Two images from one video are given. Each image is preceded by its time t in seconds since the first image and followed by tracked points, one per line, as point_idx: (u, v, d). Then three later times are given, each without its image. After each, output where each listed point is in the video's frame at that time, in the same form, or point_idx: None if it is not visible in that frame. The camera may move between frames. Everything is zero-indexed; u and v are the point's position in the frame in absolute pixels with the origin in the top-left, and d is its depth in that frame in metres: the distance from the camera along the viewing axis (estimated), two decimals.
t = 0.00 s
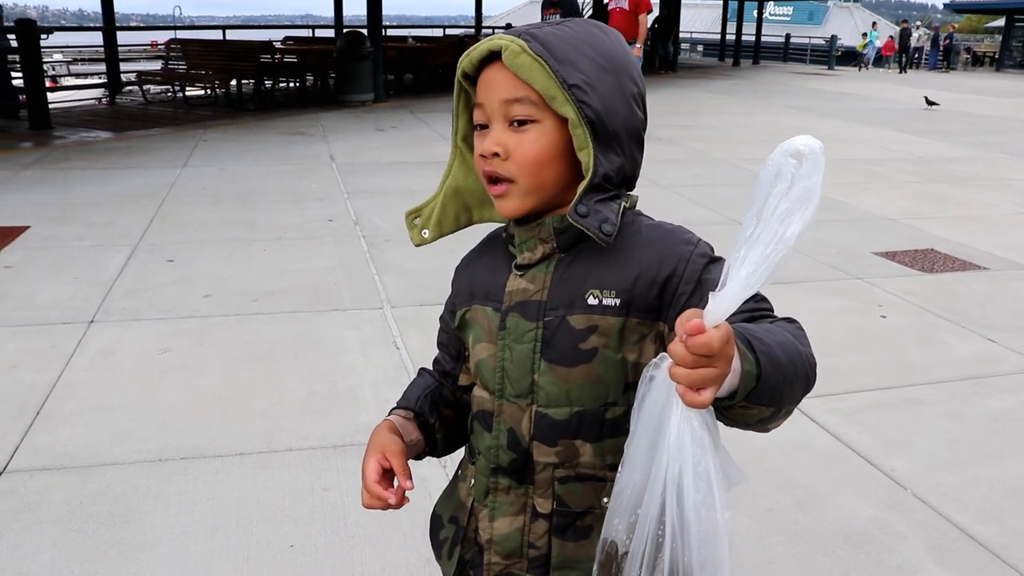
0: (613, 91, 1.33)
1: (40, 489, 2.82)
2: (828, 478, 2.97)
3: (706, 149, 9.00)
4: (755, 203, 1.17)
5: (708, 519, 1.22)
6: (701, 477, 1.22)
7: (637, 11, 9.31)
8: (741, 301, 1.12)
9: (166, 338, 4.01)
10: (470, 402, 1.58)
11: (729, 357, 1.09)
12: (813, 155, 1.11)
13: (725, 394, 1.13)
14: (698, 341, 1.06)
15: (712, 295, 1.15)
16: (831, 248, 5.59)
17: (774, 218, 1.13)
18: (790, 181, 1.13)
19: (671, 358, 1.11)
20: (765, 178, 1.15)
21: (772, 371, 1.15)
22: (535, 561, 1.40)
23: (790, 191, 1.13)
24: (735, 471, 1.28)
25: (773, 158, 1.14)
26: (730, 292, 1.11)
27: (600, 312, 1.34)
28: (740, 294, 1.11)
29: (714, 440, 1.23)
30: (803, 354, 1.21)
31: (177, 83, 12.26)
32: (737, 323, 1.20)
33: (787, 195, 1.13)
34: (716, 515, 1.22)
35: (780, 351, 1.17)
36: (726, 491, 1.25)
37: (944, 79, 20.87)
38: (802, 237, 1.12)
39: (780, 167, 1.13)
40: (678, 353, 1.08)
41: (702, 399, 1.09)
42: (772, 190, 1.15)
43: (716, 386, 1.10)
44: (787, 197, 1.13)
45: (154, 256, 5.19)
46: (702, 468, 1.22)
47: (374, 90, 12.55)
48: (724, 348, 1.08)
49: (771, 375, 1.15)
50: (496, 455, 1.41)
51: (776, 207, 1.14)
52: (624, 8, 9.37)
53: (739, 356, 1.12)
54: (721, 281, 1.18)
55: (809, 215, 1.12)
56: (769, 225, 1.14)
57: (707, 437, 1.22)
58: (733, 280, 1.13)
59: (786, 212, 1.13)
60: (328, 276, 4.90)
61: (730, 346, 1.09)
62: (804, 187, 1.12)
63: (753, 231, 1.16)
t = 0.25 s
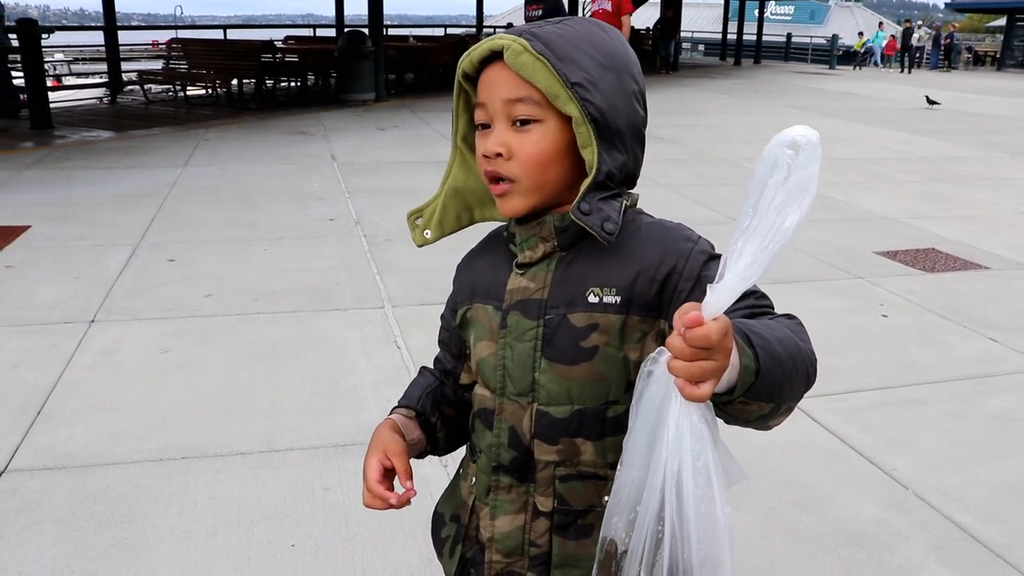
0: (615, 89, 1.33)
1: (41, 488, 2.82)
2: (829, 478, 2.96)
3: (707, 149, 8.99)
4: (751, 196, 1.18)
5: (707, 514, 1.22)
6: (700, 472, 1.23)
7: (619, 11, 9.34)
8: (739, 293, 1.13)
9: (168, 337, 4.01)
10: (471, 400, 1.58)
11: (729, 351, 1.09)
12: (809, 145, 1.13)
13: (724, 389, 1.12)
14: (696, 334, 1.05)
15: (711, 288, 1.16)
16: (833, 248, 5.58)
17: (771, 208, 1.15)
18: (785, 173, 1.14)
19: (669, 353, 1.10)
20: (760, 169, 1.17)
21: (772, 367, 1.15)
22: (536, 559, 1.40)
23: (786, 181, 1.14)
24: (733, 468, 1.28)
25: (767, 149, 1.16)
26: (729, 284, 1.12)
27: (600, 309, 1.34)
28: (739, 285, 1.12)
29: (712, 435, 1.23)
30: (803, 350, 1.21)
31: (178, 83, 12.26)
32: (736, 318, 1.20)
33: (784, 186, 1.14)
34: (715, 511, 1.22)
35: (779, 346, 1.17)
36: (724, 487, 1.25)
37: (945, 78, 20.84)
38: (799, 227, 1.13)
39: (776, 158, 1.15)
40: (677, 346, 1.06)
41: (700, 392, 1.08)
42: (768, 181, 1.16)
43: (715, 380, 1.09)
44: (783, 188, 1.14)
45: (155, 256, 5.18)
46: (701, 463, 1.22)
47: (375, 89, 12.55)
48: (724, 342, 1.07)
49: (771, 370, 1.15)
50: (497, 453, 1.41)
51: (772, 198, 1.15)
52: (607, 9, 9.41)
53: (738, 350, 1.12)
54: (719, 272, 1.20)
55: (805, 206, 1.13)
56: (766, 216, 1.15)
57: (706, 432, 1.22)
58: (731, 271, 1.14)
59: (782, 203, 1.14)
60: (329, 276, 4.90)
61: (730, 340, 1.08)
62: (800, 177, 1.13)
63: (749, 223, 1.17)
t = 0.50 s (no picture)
0: (613, 88, 1.32)
1: (41, 489, 2.82)
2: (830, 477, 2.96)
3: (707, 148, 8.99)
4: (744, 193, 1.18)
5: (705, 516, 1.22)
6: (698, 474, 1.23)
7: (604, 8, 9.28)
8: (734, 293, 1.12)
9: (168, 338, 4.01)
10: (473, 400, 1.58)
11: (725, 351, 1.08)
12: (800, 140, 1.12)
13: (720, 390, 1.12)
14: (693, 333, 1.04)
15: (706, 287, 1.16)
16: (833, 247, 5.58)
17: (766, 206, 1.14)
18: (777, 168, 1.14)
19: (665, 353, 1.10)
20: (753, 165, 1.16)
21: (769, 367, 1.15)
22: (535, 559, 1.39)
23: (778, 178, 1.14)
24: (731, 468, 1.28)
25: (759, 145, 1.15)
26: (724, 282, 1.12)
27: (599, 310, 1.33)
28: (734, 285, 1.12)
29: (709, 436, 1.23)
30: (800, 351, 1.21)
31: (178, 83, 12.25)
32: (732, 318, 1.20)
33: (778, 182, 1.13)
34: (715, 511, 1.22)
35: (776, 346, 1.16)
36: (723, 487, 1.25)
37: (946, 76, 20.82)
38: (794, 223, 1.13)
39: (768, 154, 1.14)
40: (672, 346, 1.06)
41: (697, 392, 1.08)
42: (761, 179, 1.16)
43: (711, 380, 1.08)
44: (775, 184, 1.14)
45: (155, 256, 5.18)
46: (699, 465, 1.22)
47: (375, 89, 12.55)
48: (719, 342, 1.07)
49: (768, 370, 1.15)
50: (497, 454, 1.41)
51: (766, 194, 1.15)
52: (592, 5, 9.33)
53: (734, 351, 1.11)
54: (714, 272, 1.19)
55: (799, 201, 1.13)
56: (760, 213, 1.14)
57: (703, 433, 1.22)
58: (726, 270, 1.13)
59: (776, 200, 1.13)
60: (330, 276, 4.90)
61: (725, 340, 1.08)
62: (793, 173, 1.13)
63: (744, 221, 1.17)
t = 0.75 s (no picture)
0: (612, 87, 1.32)
1: (41, 489, 2.82)
2: (830, 477, 2.96)
3: (708, 148, 8.98)
4: (747, 187, 1.17)
5: (704, 516, 1.21)
6: (697, 472, 1.22)
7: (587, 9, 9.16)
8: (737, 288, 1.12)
9: (168, 338, 4.01)
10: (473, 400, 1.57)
11: (725, 348, 1.08)
12: (806, 136, 1.12)
13: (719, 386, 1.12)
14: (694, 329, 1.04)
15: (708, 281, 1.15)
16: (834, 247, 5.57)
17: (772, 201, 1.14)
18: (784, 163, 1.13)
19: (665, 349, 1.09)
20: (757, 159, 1.15)
21: (769, 365, 1.14)
22: (534, 560, 1.39)
23: (785, 172, 1.13)
24: (731, 468, 1.27)
25: (765, 138, 1.14)
26: (726, 277, 1.11)
27: (599, 310, 1.33)
28: (739, 280, 1.11)
29: (709, 435, 1.22)
30: (801, 349, 1.20)
31: (178, 83, 12.25)
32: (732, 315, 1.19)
33: (785, 177, 1.13)
34: (714, 511, 1.21)
35: (776, 344, 1.16)
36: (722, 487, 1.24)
37: (947, 76, 20.80)
38: (798, 219, 1.13)
39: (773, 148, 1.14)
40: (671, 340, 1.05)
41: (696, 389, 1.07)
42: (765, 174, 1.15)
43: (710, 377, 1.08)
44: (781, 179, 1.13)
45: (156, 256, 5.18)
46: (698, 463, 1.22)
47: (375, 89, 12.55)
48: (719, 338, 1.06)
49: (768, 368, 1.14)
50: (496, 454, 1.41)
51: (771, 189, 1.14)
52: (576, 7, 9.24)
53: (734, 348, 1.11)
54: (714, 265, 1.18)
55: (803, 197, 1.13)
56: (764, 208, 1.14)
57: (702, 430, 1.21)
58: (731, 264, 1.12)
59: (783, 196, 1.13)
60: (330, 276, 4.89)
61: (726, 337, 1.07)
62: (800, 167, 1.12)
63: (747, 215, 1.16)
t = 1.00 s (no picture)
0: (611, 87, 1.32)
1: (40, 490, 2.82)
2: (831, 477, 2.96)
3: (708, 148, 8.98)
4: (749, 189, 1.17)
5: (702, 517, 1.20)
6: (694, 475, 1.21)
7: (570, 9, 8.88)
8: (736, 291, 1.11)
9: (168, 339, 4.00)
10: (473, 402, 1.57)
11: (723, 351, 1.07)
12: (810, 140, 1.11)
13: (719, 388, 1.11)
14: (692, 331, 1.03)
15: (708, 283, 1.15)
16: (834, 247, 5.57)
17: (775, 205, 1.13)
18: (786, 166, 1.13)
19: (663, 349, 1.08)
20: (760, 161, 1.15)
21: (769, 364, 1.14)
22: (535, 562, 1.38)
23: (788, 176, 1.12)
24: (731, 470, 1.26)
25: (768, 142, 1.14)
26: (725, 280, 1.11)
27: (598, 311, 1.33)
28: (738, 284, 1.11)
29: (708, 436, 1.21)
30: (802, 349, 1.20)
31: (178, 83, 12.25)
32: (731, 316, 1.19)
33: (788, 181, 1.12)
34: (712, 513, 1.20)
35: (776, 343, 1.16)
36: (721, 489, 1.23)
37: (947, 76, 20.80)
38: (799, 223, 1.12)
39: (776, 151, 1.13)
40: (671, 343, 1.05)
41: (695, 391, 1.07)
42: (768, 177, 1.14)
43: (710, 378, 1.07)
44: (782, 181, 1.13)
45: (155, 257, 5.18)
46: (696, 465, 1.21)
47: (375, 90, 12.55)
48: (718, 340, 1.06)
49: (768, 368, 1.14)
50: (497, 457, 1.40)
51: (774, 192, 1.13)
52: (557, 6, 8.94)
53: (734, 347, 1.11)
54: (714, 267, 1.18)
55: (805, 201, 1.12)
56: (766, 210, 1.14)
57: (701, 432, 1.20)
58: (730, 267, 1.12)
59: (785, 200, 1.12)
60: (331, 277, 4.89)
61: (725, 339, 1.06)
62: (804, 171, 1.11)
63: (748, 218, 1.16)
